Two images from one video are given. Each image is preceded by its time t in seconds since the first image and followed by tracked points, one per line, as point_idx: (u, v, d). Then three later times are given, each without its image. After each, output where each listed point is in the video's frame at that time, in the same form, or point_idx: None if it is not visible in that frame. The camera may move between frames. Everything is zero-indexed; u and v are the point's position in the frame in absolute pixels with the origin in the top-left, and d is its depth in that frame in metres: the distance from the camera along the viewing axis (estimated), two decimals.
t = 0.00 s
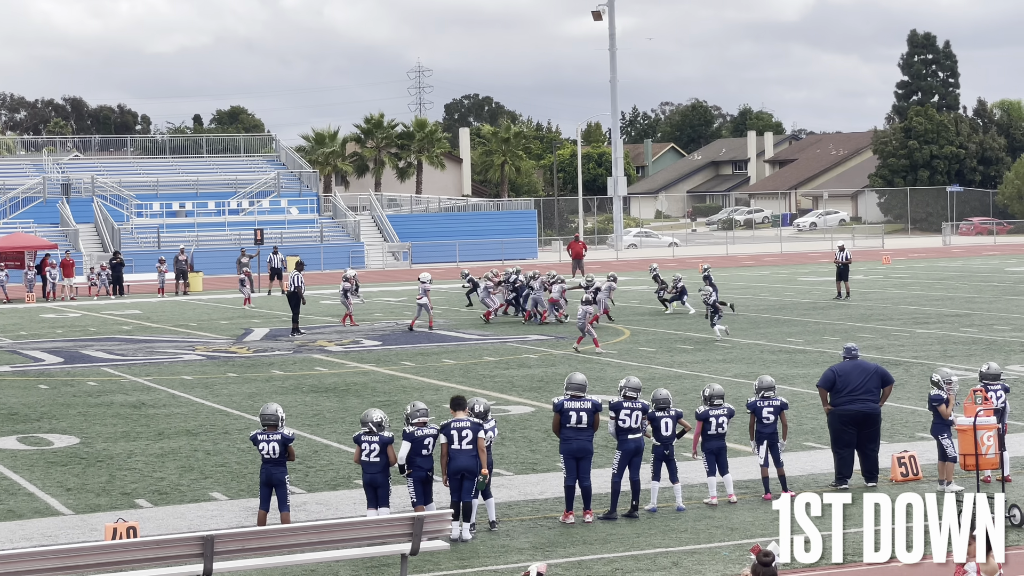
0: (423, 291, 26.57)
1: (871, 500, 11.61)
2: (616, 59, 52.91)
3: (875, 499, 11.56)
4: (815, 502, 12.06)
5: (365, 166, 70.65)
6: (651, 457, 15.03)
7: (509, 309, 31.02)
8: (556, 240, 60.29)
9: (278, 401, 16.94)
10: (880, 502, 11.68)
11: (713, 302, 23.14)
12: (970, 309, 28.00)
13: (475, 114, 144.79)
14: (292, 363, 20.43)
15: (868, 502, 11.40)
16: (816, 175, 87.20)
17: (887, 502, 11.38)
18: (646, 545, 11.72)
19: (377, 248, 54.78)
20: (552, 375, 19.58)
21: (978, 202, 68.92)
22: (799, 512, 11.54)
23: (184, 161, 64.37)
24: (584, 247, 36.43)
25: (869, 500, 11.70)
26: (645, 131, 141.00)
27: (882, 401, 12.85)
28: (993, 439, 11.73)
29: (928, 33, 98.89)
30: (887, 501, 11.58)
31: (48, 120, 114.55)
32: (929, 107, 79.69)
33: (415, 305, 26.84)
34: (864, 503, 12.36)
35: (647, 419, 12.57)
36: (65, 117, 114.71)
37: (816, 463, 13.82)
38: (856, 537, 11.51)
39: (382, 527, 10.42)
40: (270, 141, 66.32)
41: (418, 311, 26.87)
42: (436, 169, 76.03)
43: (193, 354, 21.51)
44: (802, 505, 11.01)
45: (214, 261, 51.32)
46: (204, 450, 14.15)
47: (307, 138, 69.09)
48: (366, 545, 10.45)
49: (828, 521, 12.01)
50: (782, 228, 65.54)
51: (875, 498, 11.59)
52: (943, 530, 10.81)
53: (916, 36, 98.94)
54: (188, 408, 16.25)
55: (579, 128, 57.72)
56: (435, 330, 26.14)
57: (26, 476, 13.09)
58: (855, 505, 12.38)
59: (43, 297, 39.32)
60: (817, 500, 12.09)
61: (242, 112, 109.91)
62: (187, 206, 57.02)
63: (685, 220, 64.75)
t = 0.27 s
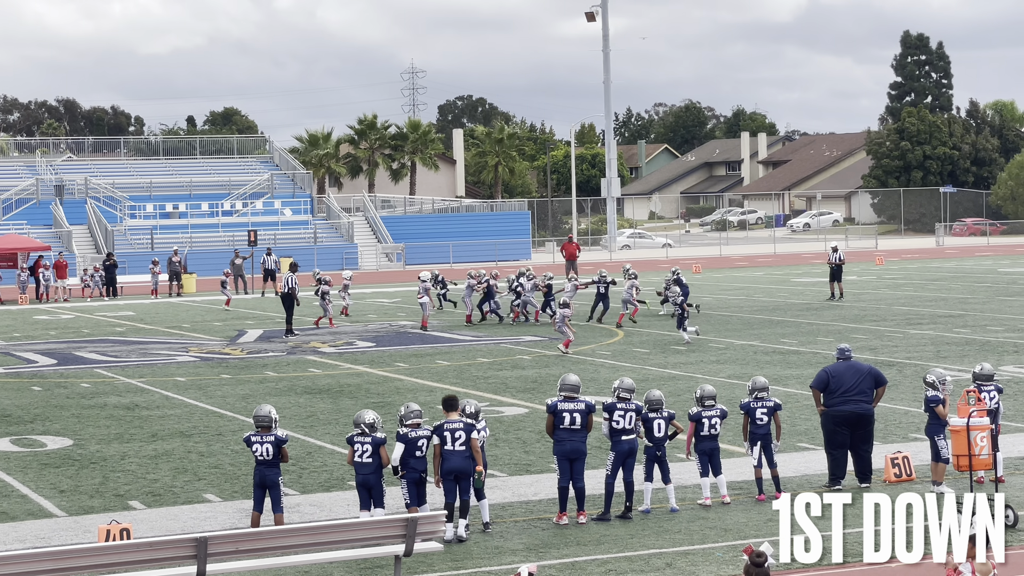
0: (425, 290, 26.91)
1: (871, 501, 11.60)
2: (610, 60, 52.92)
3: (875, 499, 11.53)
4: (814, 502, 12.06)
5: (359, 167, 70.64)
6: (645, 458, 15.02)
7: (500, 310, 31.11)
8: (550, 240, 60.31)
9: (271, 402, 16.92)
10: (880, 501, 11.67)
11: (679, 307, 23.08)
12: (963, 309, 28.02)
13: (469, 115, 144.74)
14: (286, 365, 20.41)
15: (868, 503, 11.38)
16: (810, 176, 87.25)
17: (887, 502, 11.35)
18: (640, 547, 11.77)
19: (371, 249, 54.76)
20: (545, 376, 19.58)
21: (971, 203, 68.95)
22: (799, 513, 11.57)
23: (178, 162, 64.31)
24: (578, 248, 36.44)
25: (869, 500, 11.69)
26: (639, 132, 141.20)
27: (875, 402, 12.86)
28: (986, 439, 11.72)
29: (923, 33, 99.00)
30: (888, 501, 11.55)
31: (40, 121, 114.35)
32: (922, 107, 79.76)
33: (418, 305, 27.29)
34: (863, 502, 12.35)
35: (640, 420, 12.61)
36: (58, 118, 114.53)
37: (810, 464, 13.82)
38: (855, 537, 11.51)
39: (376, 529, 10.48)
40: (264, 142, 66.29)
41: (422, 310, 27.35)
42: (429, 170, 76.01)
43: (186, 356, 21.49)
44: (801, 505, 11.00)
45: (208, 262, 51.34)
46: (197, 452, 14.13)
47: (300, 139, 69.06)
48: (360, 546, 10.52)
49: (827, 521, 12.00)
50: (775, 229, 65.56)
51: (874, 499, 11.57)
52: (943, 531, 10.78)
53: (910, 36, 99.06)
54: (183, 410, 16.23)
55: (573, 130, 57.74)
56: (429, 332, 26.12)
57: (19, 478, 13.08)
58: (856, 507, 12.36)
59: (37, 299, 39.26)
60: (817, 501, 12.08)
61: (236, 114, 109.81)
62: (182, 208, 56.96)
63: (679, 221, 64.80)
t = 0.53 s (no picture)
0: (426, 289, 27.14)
1: (870, 501, 11.60)
2: (605, 61, 52.88)
3: (872, 499, 11.54)
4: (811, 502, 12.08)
5: (354, 168, 70.60)
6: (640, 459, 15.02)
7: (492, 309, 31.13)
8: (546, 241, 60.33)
9: (267, 404, 16.91)
10: (878, 501, 11.68)
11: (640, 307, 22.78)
12: (958, 310, 28.04)
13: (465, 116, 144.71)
14: (282, 366, 20.39)
15: (865, 503, 11.40)
16: (805, 177, 87.34)
17: (886, 503, 11.36)
18: (635, 548, 11.83)
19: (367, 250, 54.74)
20: (541, 377, 19.57)
21: (967, 204, 68.95)
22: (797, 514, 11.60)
23: (173, 163, 64.24)
24: (573, 250, 36.45)
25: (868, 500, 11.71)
26: (634, 132, 141.23)
27: (871, 403, 12.86)
28: (981, 441, 11.76)
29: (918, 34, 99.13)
30: (885, 502, 11.56)
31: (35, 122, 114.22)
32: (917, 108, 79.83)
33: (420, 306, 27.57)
34: (861, 503, 12.36)
35: (635, 422, 12.63)
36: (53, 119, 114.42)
37: (805, 465, 13.83)
38: (854, 537, 11.52)
39: (372, 530, 10.55)
40: (260, 143, 66.25)
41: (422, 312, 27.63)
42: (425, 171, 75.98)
43: (181, 357, 21.46)
44: (801, 505, 11.01)
45: (204, 263, 51.33)
46: (193, 453, 14.11)
47: (296, 140, 69.03)
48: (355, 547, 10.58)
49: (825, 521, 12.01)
50: (771, 230, 65.59)
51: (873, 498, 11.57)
52: (942, 531, 10.79)
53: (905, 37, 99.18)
54: (178, 411, 16.22)
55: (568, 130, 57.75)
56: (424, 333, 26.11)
57: (14, 479, 13.07)
58: (853, 508, 12.37)
59: (32, 300, 39.21)
60: (815, 501, 12.09)
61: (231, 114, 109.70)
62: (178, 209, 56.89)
63: (675, 222, 64.79)
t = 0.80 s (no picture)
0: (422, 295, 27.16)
1: (870, 501, 11.60)
2: (606, 61, 52.86)
3: (875, 499, 11.56)
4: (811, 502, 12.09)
5: (354, 168, 70.60)
6: (639, 459, 15.01)
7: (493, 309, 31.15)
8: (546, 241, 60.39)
9: (267, 403, 16.91)
10: (879, 501, 11.68)
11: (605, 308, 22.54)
12: (957, 310, 28.04)
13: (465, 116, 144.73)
14: (281, 366, 20.39)
15: (867, 503, 11.39)
16: (805, 177, 87.34)
17: (887, 503, 11.36)
18: (634, 548, 11.87)
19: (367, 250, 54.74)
20: (540, 377, 19.57)
21: (966, 204, 68.90)
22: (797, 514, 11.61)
23: (173, 163, 64.26)
24: (572, 250, 36.46)
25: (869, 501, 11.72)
26: (634, 132, 141.28)
27: (870, 403, 12.86)
28: (981, 441, 11.76)
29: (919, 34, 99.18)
30: (888, 502, 11.59)
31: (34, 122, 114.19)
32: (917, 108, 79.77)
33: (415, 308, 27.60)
34: (862, 502, 12.36)
35: (636, 421, 12.69)
36: (52, 119, 114.39)
37: (805, 465, 13.83)
38: (854, 537, 11.52)
39: (374, 530, 10.61)
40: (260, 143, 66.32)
41: (418, 312, 27.67)
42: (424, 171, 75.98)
43: (181, 357, 21.45)
44: (802, 505, 11.01)
45: (204, 263, 51.35)
46: (192, 453, 14.10)
47: (295, 140, 69.04)
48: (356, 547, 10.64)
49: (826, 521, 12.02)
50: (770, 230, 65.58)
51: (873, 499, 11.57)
52: (943, 531, 10.80)
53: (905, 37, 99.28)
54: (178, 411, 16.20)
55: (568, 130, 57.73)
56: (423, 333, 26.10)
57: (13, 479, 13.06)
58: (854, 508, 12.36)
59: (32, 300, 39.19)
60: (816, 501, 12.10)
61: (231, 114, 109.69)
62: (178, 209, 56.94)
63: (674, 222, 64.78)
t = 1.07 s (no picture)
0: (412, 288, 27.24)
1: (871, 501, 11.62)
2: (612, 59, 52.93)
3: (875, 499, 11.58)
4: (813, 501, 12.09)
5: (360, 166, 70.67)
6: (645, 458, 15.00)
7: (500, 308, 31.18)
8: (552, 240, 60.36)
9: (272, 401, 16.92)
10: (880, 500, 11.72)
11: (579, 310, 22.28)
12: (964, 310, 28.01)
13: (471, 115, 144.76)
14: (287, 364, 20.40)
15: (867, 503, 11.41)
16: (811, 176, 87.27)
17: (887, 502, 11.37)
18: (639, 547, 11.94)
19: (372, 249, 54.71)
20: (546, 375, 19.57)
21: (973, 203, 68.79)
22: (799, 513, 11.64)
23: (178, 161, 64.23)
24: (578, 248, 36.47)
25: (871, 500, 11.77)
26: (640, 131, 141.35)
27: (876, 402, 12.86)
28: (987, 440, 11.77)
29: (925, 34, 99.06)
30: (888, 501, 11.60)
31: (41, 120, 114.29)
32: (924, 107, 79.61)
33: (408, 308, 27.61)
34: (863, 502, 12.37)
35: (643, 419, 12.81)
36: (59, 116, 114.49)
37: (811, 464, 13.82)
38: (855, 537, 11.53)
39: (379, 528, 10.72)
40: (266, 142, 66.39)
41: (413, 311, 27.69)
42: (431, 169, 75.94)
43: (187, 354, 21.47)
44: (802, 505, 11.03)
45: (209, 261, 51.43)
46: (198, 450, 14.11)
47: (301, 138, 68.93)
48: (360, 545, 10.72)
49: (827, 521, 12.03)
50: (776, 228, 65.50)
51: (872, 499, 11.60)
52: (944, 530, 10.81)
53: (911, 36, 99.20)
54: (184, 408, 16.22)
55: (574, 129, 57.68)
56: (429, 331, 26.10)
57: (20, 476, 13.09)
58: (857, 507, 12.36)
59: (38, 297, 39.23)
60: (817, 500, 12.10)
61: (237, 112, 109.73)
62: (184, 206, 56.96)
63: (680, 221, 64.86)
